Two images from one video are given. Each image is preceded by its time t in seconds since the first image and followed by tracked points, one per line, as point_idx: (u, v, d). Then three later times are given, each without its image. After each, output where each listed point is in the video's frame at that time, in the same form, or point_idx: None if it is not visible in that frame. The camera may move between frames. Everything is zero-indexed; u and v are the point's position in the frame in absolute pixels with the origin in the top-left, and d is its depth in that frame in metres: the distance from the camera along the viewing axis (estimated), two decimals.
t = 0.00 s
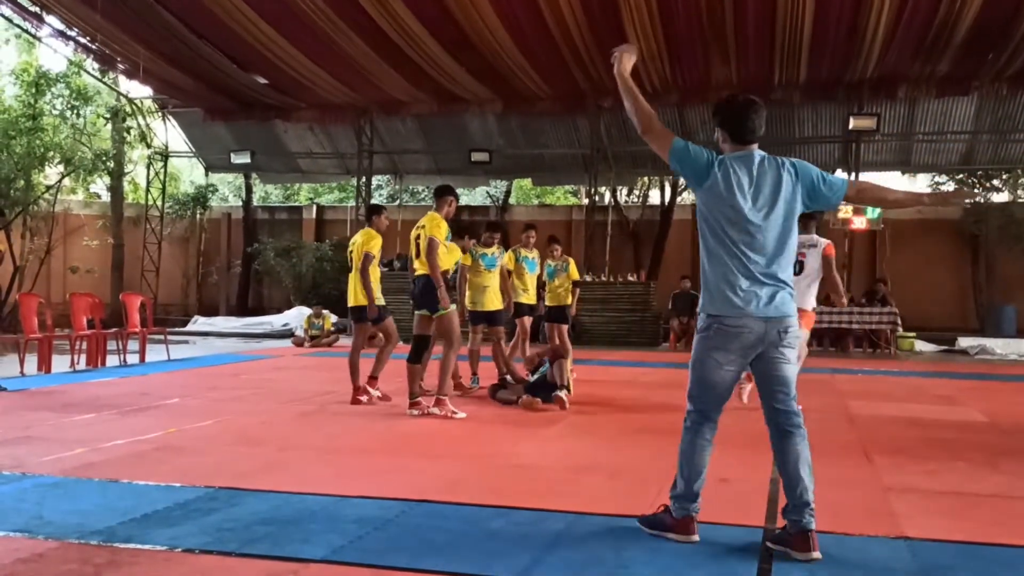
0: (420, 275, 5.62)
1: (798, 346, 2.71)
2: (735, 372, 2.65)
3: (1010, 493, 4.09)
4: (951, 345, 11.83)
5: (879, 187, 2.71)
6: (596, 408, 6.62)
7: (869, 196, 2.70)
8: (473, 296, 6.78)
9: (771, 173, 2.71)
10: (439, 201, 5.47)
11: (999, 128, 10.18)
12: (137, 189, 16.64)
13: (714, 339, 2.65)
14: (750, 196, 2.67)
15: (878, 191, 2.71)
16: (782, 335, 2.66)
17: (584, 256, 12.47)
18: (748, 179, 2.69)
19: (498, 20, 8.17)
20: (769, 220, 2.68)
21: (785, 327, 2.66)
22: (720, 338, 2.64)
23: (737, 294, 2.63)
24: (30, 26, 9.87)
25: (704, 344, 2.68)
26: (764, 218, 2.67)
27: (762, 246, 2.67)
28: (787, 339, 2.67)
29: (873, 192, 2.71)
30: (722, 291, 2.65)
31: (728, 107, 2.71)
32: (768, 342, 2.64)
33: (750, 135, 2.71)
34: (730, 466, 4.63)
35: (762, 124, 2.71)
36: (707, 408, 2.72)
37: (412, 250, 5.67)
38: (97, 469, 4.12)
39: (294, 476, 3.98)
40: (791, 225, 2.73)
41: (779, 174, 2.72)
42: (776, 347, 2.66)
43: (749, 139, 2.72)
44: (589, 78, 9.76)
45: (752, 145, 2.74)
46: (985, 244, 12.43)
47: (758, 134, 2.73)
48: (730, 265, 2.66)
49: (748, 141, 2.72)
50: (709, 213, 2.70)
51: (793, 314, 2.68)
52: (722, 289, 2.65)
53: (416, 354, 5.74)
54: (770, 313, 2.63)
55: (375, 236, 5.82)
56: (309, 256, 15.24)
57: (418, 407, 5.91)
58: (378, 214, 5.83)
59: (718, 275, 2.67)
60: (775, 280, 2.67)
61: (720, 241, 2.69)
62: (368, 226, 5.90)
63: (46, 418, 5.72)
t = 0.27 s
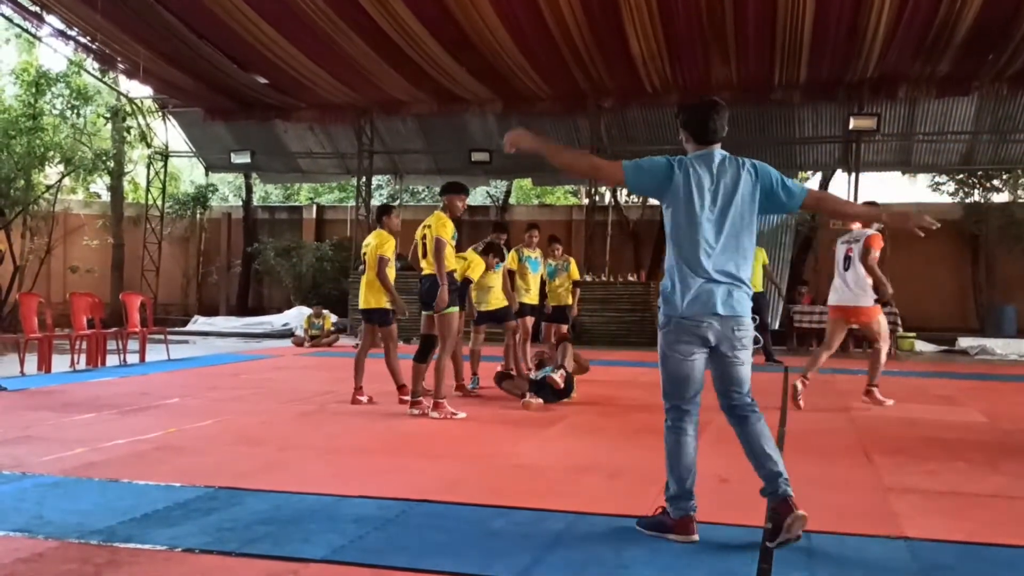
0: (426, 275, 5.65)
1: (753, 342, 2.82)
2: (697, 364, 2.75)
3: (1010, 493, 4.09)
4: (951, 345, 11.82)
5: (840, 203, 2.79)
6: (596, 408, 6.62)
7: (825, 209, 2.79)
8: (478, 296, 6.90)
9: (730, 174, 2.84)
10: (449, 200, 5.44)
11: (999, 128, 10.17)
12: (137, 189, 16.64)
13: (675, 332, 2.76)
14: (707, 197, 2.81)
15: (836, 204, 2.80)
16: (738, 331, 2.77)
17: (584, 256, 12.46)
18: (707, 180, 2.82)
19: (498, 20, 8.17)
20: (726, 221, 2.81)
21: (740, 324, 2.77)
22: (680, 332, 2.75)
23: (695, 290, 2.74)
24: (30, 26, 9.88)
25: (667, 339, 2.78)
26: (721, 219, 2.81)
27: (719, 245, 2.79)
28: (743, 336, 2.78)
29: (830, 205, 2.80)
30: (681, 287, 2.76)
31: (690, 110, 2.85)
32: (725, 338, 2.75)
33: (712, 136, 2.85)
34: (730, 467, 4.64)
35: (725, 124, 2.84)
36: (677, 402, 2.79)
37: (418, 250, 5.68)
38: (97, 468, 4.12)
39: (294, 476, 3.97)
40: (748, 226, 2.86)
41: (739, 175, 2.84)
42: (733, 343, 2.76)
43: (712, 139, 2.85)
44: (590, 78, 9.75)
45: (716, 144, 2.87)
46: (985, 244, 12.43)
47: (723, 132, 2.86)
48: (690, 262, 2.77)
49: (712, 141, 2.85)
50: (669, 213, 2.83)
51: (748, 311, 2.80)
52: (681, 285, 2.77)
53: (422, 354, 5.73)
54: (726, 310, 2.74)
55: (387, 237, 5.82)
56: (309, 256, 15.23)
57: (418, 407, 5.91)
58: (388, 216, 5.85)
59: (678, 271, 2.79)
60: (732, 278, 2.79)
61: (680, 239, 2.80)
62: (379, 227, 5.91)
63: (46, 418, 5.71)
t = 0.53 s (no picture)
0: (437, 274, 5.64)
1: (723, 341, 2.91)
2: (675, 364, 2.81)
3: (1011, 494, 4.09)
4: (951, 345, 11.83)
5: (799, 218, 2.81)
6: (596, 408, 6.62)
7: (782, 224, 2.80)
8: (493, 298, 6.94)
9: (701, 177, 2.88)
10: (453, 199, 5.42)
11: (999, 128, 10.18)
12: (137, 189, 16.64)
13: (650, 334, 2.81)
14: (679, 203, 2.86)
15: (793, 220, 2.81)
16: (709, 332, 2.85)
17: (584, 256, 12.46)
18: (678, 185, 2.87)
19: (498, 20, 8.18)
20: (698, 224, 2.86)
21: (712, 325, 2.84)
22: (655, 335, 2.80)
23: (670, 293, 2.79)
24: (30, 26, 9.88)
25: (643, 342, 2.83)
26: (693, 222, 2.86)
27: (692, 248, 2.85)
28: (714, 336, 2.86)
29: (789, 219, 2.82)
30: (656, 291, 2.81)
31: (661, 115, 2.91)
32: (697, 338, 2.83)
33: (682, 140, 2.90)
34: (730, 467, 4.64)
35: (695, 128, 2.91)
36: (659, 403, 2.84)
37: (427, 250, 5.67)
38: (97, 468, 4.12)
39: (294, 476, 3.97)
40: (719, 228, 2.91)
41: (710, 178, 2.89)
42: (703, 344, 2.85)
43: (684, 142, 2.90)
44: (590, 78, 9.75)
45: (687, 146, 2.92)
46: (985, 244, 12.43)
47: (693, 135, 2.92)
48: (665, 266, 2.82)
49: (683, 144, 2.90)
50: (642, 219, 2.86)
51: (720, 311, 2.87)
52: (656, 288, 2.81)
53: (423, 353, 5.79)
54: (699, 311, 2.80)
55: (404, 238, 5.80)
56: (308, 256, 15.23)
57: (419, 406, 5.92)
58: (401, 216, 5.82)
59: (653, 276, 2.83)
60: (705, 279, 2.84)
61: (654, 244, 2.85)
62: (396, 227, 5.89)
63: (46, 417, 5.71)
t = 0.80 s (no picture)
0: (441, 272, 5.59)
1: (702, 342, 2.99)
2: (659, 363, 2.86)
3: (1011, 494, 4.10)
4: (951, 345, 11.82)
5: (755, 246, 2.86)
6: (596, 409, 6.62)
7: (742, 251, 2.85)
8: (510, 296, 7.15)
9: (681, 183, 2.94)
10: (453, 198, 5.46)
11: (999, 128, 10.18)
12: (137, 189, 16.64)
13: (633, 334, 2.86)
14: (662, 209, 2.91)
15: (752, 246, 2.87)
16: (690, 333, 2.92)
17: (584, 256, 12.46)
18: (659, 191, 2.92)
19: (498, 20, 8.18)
20: (678, 229, 2.93)
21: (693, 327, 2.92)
22: (640, 337, 2.85)
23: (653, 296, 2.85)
24: (30, 26, 9.87)
25: (628, 344, 2.88)
26: (674, 227, 2.92)
27: (673, 253, 2.91)
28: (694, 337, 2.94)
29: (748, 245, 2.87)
30: (640, 293, 2.87)
31: (643, 122, 2.97)
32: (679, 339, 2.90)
33: (660, 148, 2.98)
34: (730, 467, 4.64)
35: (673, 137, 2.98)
36: (647, 404, 2.86)
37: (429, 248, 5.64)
38: (98, 468, 4.12)
39: (294, 476, 3.97)
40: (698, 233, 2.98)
41: (689, 185, 2.95)
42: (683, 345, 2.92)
43: (663, 150, 2.97)
44: (589, 78, 9.75)
45: (665, 154, 2.99)
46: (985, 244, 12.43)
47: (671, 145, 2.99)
48: (648, 269, 2.88)
49: (662, 152, 2.97)
50: (625, 224, 2.91)
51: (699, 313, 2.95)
52: (640, 292, 2.86)
53: (424, 352, 5.79)
54: (681, 312, 2.87)
55: (413, 238, 5.83)
56: (308, 256, 15.23)
57: (419, 405, 5.92)
58: (411, 217, 5.91)
59: (636, 278, 2.88)
60: (686, 282, 2.91)
61: (637, 248, 2.90)
62: (406, 228, 5.94)
63: (46, 417, 5.71)
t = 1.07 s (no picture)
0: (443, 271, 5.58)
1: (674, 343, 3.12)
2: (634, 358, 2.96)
3: (1010, 494, 4.10)
4: (951, 345, 11.82)
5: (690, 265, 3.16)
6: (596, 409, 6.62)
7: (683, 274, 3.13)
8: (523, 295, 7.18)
9: (669, 188, 3.05)
10: (456, 199, 5.48)
11: (999, 129, 10.17)
12: (137, 188, 16.64)
13: (615, 328, 2.94)
14: (652, 210, 3.00)
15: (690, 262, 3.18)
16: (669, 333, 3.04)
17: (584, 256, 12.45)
18: (647, 193, 3.00)
19: (499, 20, 8.18)
20: (664, 231, 3.03)
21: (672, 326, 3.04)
22: (620, 332, 2.94)
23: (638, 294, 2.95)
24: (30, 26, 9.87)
25: (607, 338, 2.96)
26: (660, 229, 3.02)
27: (656, 254, 3.00)
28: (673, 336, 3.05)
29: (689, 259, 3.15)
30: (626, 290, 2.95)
31: (638, 122, 3.02)
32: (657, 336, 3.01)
33: (652, 148, 3.03)
34: (731, 467, 4.63)
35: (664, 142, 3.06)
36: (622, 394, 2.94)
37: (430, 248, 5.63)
38: (98, 468, 4.12)
39: (294, 476, 3.97)
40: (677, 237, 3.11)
41: (676, 191, 3.06)
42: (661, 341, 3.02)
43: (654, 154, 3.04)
44: (589, 78, 9.74)
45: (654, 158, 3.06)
46: (986, 244, 12.42)
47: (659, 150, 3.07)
48: (634, 268, 2.97)
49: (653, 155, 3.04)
50: (616, 221, 2.97)
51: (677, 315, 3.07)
52: (624, 289, 2.95)
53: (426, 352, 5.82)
54: (663, 311, 2.98)
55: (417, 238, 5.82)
56: (308, 255, 15.22)
57: (419, 404, 5.95)
58: (416, 216, 5.93)
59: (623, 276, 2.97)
60: (668, 283, 3.02)
61: (625, 246, 2.97)
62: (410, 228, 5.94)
63: (46, 417, 5.71)
